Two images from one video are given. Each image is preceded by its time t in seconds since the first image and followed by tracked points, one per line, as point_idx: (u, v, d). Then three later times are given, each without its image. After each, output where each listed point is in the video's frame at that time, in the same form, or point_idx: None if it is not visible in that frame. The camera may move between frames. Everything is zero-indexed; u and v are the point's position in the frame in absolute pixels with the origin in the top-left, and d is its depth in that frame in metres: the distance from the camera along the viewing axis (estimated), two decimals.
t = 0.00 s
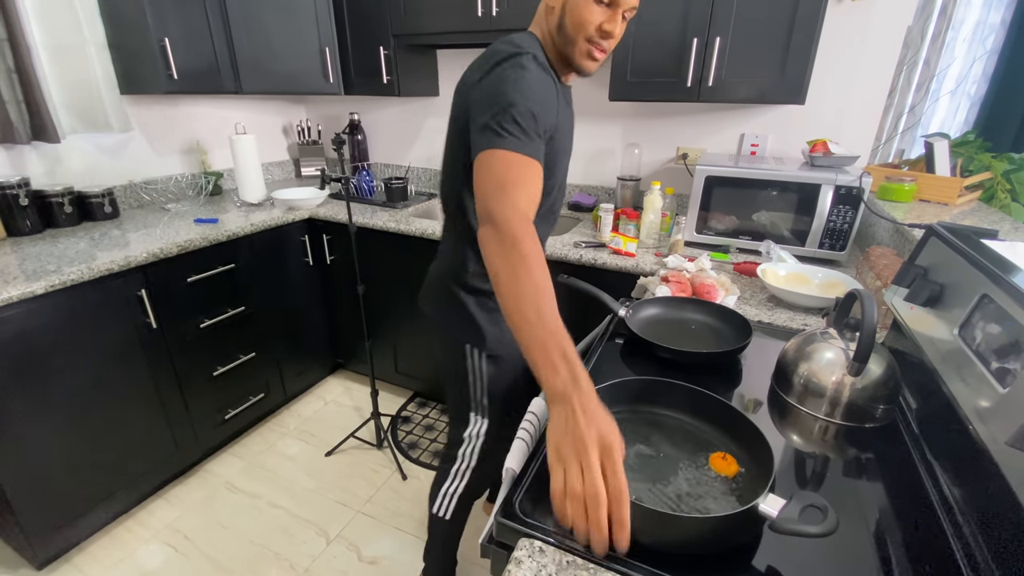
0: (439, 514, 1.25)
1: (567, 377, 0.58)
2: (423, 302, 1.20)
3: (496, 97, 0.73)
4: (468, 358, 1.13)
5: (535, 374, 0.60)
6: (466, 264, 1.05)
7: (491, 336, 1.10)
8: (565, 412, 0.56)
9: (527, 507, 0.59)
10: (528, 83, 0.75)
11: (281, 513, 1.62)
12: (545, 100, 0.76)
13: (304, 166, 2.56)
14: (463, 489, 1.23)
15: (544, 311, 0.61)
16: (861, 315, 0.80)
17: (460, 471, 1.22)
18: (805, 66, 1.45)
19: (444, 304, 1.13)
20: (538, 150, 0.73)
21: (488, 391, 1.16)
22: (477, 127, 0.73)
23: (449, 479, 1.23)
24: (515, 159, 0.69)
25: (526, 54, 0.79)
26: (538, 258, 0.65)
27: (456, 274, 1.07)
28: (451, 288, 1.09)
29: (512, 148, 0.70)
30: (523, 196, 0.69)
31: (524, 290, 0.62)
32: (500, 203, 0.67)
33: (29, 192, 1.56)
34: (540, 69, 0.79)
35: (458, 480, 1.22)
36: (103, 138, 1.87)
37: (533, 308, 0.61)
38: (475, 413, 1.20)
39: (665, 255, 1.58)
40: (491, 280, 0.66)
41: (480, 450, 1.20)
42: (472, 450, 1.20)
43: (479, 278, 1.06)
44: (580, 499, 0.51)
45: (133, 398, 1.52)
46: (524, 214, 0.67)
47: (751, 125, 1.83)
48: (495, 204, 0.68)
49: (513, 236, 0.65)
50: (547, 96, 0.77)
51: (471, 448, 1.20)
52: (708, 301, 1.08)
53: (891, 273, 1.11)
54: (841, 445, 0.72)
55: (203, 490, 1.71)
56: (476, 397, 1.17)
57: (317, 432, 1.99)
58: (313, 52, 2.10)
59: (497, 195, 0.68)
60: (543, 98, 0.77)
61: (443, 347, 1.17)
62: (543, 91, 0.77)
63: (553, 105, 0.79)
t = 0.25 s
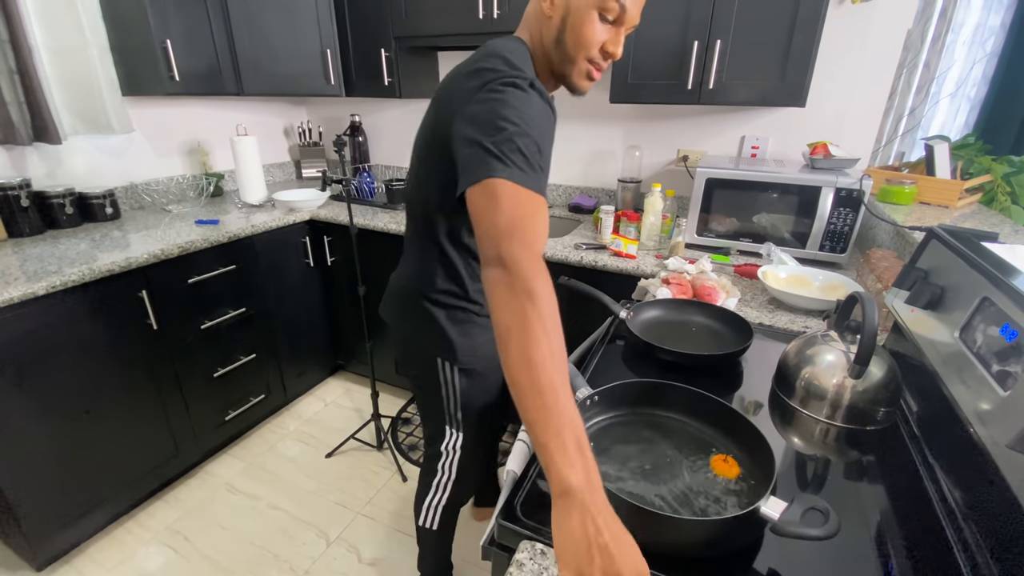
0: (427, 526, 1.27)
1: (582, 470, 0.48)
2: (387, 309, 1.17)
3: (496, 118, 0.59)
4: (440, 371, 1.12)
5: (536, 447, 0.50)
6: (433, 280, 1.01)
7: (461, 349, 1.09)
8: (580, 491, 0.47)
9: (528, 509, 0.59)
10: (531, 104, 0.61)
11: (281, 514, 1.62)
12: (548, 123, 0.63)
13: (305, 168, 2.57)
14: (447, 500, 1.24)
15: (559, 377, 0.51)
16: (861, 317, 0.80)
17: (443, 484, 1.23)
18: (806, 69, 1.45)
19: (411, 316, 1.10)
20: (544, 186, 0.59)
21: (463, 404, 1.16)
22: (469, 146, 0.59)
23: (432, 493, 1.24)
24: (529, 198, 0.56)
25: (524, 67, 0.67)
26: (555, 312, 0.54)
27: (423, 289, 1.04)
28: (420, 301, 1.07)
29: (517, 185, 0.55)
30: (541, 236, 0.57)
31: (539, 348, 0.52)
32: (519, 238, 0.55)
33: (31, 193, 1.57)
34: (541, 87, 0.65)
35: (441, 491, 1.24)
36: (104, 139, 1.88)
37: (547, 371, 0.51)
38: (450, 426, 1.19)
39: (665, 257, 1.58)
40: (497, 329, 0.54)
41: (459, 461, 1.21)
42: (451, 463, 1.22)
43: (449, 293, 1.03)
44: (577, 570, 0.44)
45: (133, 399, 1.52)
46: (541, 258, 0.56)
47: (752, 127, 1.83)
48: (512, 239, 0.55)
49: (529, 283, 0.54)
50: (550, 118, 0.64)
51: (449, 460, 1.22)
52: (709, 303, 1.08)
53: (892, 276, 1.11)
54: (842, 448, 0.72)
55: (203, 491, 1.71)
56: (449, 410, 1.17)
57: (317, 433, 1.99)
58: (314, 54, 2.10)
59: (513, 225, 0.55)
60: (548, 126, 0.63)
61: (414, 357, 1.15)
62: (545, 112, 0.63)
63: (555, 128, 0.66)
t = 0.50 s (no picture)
0: (419, 528, 1.27)
1: (513, 439, 0.51)
2: (382, 313, 1.19)
3: (450, 114, 0.63)
4: (433, 374, 1.12)
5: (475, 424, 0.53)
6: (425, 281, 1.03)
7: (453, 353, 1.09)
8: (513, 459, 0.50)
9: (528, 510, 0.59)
10: (488, 95, 0.65)
11: (281, 515, 1.62)
12: (507, 112, 0.67)
13: (306, 168, 2.57)
14: (439, 503, 1.24)
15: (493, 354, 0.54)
16: (862, 318, 0.80)
17: (433, 487, 1.23)
18: (806, 70, 1.45)
19: (403, 319, 1.11)
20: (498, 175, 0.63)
21: (456, 407, 1.15)
22: (426, 142, 0.64)
23: (423, 495, 1.24)
24: (467, 189, 0.60)
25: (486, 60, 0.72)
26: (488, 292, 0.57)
27: (415, 290, 1.06)
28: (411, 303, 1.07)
29: (461, 179, 0.60)
30: (478, 221, 0.59)
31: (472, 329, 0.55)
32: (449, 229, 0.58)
33: (32, 193, 1.57)
34: (500, 77, 0.70)
35: (432, 494, 1.23)
36: (106, 139, 1.88)
37: (478, 349, 0.54)
38: (441, 429, 1.19)
39: (666, 258, 1.58)
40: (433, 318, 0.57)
41: (450, 463, 1.21)
42: (442, 466, 1.21)
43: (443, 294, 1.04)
44: (507, 532, 0.47)
45: (133, 399, 1.52)
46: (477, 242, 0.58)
47: (752, 128, 1.83)
48: (443, 233, 0.58)
49: (463, 269, 0.56)
50: (509, 107, 0.68)
51: (441, 462, 1.21)
52: (710, 304, 1.08)
53: (892, 277, 1.11)
54: (842, 449, 0.72)
55: (203, 491, 1.71)
56: (442, 413, 1.17)
57: (317, 434, 1.99)
58: (315, 55, 2.10)
59: (443, 220, 0.59)
60: (506, 115, 0.66)
61: (405, 360, 1.16)
62: (505, 102, 0.67)
63: (516, 119, 0.70)
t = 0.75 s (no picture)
0: (418, 529, 1.26)
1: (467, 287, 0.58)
2: (384, 316, 1.19)
3: (399, 105, 0.72)
4: (438, 375, 1.13)
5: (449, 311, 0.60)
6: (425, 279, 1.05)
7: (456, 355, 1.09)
8: (479, 323, 0.56)
9: (528, 510, 0.59)
10: (439, 84, 0.71)
11: (280, 516, 1.61)
12: (459, 99, 0.73)
13: (306, 169, 2.57)
14: (440, 503, 1.24)
15: (425, 264, 0.60)
16: (861, 320, 0.81)
17: (433, 488, 1.22)
18: (806, 72, 1.46)
19: (406, 320, 1.11)
20: (434, 159, 0.71)
21: (461, 408, 1.16)
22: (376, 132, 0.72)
23: (423, 496, 1.23)
24: (381, 158, 0.67)
25: (453, 52, 0.77)
26: (401, 222, 0.63)
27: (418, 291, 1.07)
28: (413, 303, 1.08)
29: (392, 155, 0.68)
30: (384, 174, 0.67)
31: (400, 256, 0.61)
32: (352, 195, 0.64)
33: (32, 193, 1.57)
34: (460, 66, 0.75)
35: (432, 495, 1.23)
36: (106, 140, 1.88)
37: (417, 264, 0.60)
38: (446, 429, 1.20)
39: (666, 259, 1.59)
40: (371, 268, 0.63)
41: (452, 464, 1.21)
42: (444, 466, 1.21)
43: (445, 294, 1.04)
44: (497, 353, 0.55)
45: (133, 400, 1.52)
46: (383, 192, 0.65)
47: (752, 130, 1.84)
48: (349, 200, 0.64)
49: (374, 218, 0.62)
50: (464, 94, 0.74)
51: (443, 462, 1.21)
52: (710, 306, 1.08)
53: (891, 279, 1.11)
54: (841, 450, 0.72)
55: (202, 492, 1.71)
56: (447, 413, 1.17)
57: (317, 434, 1.99)
58: (315, 56, 2.10)
59: (348, 189, 0.65)
60: (456, 94, 0.73)
61: (410, 361, 1.16)
62: (460, 90, 0.73)
63: (474, 106, 0.75)
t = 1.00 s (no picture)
0: (413, 529, 1.26)
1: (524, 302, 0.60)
2: (383, 316, 1.20)
3: (400, 110, 0.72)
4: (432, 376, 1.13)
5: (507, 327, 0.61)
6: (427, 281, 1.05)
7: (453, 356, 1.09)
8: (535, 334, 0.59)
9: (528, 512, 0.59)
10: (434, 83, 0.73)
11: (280, 517, 1.62)
12: (455, 96, 0.74)
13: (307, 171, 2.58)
14: (432, 504, 1.24)
15: (473, 277, 0.60)
16: (860, 323, 0.81)
17: (425, 488, 1.23)
18: (805, 75, 1.46)
19: (406, 321, 1.11)
20: (446, 155, 0.71)
21: (453, 409, 1.17)
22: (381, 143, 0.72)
23: (416, 496, 1.24)
24: (405, 169, 0.67)
25: (440, 53, 0.79)
26: (441, 233, 0.63)
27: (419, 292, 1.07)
28: (415, 305, 1.08)
29: (412, 160, 0.68)
30: (413, 186, 0.67)
31: (445, 270, 0.61)
32: (387, 211, 0.64)
33: (34, 194, 1.57)
34: (450, 65, 0.77)
35: (426, 495, 1.23)
36: (108, 141, 1.89)
37: (470, 280, 0.61)
38: (437, 429, 1.20)
39: (665, 262, 1.59)
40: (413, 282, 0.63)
41: (443, 464, 1.21)
42: (436, 467, 1.21)
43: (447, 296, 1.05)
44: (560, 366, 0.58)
45: (134, 401, 1.52)
46: (416, 206, 0.65)
47: (752, 133, 1.84)
48: (385, 216, 0.64)
49: (413, 232, 0.62)
50: (459, 91, 0.75)
51: (435, 463, 1.21)
52: (710, 308, 1.08)
53: (890, 282, 1.12)
54: (840, 453, 0.72)
55: (202, 493, 1.71)
56: (439, 414, 1.18)
57: (317, 436, 2.00)
58: (317, 58, 2.11)
59: (383, 206, 0.65)
60: (449, 92, 0.74)
61: (408, 361, 1.16)
62: (454, 87, 0.75)
63: (468, 103, 0.77)
